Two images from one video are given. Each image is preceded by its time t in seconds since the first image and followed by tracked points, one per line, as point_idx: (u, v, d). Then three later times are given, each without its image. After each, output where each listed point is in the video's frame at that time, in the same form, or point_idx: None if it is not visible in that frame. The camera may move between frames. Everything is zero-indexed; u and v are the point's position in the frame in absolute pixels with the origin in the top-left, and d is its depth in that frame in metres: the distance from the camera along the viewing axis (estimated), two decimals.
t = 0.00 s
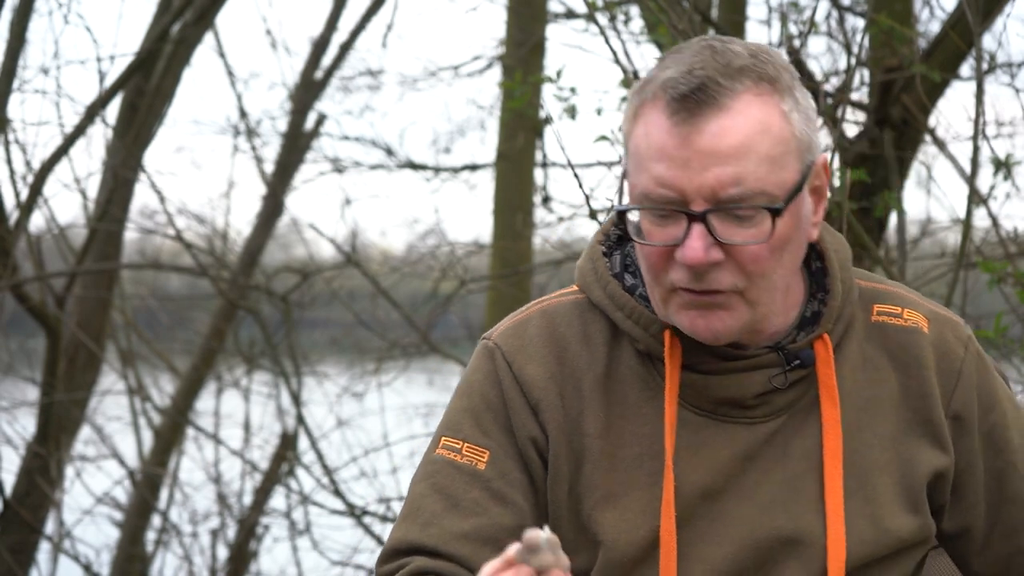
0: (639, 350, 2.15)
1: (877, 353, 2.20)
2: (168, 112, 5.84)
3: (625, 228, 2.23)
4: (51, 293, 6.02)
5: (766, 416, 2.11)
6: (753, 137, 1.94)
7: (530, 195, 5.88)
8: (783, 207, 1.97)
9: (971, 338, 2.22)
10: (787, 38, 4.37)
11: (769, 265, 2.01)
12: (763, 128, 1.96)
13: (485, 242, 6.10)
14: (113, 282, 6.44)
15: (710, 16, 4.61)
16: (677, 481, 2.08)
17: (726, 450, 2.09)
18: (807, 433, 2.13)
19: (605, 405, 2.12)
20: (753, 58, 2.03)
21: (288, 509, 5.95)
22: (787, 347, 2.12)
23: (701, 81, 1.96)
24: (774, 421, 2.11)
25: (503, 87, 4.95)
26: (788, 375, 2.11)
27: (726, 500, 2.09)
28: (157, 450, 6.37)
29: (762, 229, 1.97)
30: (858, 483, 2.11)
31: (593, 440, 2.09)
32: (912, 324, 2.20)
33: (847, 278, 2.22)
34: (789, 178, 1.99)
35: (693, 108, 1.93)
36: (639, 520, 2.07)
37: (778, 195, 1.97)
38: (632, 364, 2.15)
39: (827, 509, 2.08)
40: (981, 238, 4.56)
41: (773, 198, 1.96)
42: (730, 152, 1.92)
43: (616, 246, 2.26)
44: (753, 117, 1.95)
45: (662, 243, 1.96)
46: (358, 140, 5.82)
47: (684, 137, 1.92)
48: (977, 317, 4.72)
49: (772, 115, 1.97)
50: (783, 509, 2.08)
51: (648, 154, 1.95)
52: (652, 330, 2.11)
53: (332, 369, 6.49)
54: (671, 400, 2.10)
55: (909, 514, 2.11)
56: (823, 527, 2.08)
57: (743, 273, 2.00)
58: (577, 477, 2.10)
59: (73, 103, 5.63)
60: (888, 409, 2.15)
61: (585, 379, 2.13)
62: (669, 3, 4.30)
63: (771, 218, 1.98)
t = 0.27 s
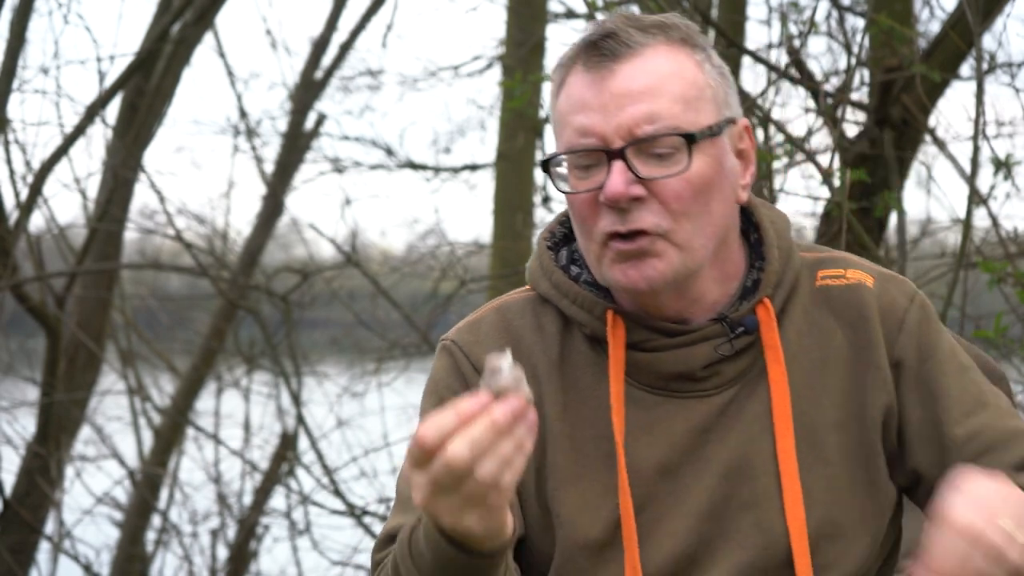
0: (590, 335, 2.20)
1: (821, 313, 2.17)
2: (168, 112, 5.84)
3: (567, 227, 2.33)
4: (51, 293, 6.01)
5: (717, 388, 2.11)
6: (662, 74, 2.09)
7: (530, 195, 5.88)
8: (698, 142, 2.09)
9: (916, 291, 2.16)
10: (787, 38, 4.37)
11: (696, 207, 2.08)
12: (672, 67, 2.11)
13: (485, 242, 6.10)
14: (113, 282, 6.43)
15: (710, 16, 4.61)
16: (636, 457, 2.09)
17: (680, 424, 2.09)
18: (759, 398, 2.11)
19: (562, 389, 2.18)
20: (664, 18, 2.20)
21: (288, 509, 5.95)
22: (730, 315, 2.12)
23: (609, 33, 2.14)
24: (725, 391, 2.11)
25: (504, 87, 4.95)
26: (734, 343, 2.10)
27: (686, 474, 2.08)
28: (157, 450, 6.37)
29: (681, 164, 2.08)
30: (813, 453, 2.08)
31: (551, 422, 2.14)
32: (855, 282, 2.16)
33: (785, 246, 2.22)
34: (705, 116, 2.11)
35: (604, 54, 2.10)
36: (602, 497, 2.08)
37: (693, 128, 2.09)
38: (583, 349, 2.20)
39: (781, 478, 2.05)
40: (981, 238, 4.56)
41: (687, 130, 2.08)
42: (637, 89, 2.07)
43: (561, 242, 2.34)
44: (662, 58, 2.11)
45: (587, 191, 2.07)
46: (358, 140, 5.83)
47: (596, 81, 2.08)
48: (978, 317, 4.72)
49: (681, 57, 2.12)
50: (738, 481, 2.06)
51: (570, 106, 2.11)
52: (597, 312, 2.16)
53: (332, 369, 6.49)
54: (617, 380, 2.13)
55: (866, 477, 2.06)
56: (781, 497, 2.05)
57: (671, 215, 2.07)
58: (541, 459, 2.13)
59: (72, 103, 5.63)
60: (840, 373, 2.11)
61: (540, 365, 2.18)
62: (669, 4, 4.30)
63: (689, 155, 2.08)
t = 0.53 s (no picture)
0: (546, 346, 2.22)
1: (764, 295, 2.11)
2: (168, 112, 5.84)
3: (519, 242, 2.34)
4: (51, 293, 6.01)
5: (678, 384, 2.09)
6: (578, 68, 2.09)
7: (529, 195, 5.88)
8: (615, 127, 2.06)
9: (849, 256, 2.04)
10: (787, 38, 4.37)
11: (619, 194, 2.04)
12: (589, 61, 2.11)
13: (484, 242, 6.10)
14: (113, 282, 6.43)
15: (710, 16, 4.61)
16: (603, 465, 2.08)
17: (642, 428, 2.08)
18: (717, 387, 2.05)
19: (526, 402, 2.20)
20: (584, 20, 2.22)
21: (288, 509, 5.95)
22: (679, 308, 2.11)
23: (524, 31, 2.16)
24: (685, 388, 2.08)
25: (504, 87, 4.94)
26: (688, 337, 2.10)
27: (654, 476, 2.05)
28: (157, 450, 6.36)
29: (602, 150, 2.05)
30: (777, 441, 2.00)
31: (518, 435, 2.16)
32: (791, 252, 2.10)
33: (728, 232, 2.18)
34: (625, 105, 2.09)
35: (521, 56, 2.12)
36: (576, 510, 2.08)
37: (610, 112, 2.07)
38: (544, 362, 2.22)
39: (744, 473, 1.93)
40: (981, 238, 4.56)
41: (603, 116, 2.06)
42: (551, 82, 2.07)
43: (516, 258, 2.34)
44: (579, 52, 2.11)
45: (515, 188, 2.07)
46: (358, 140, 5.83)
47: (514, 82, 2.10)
48: (977, 317, 4.72)
49: (598, 52, 2.13)
50: (702, 477, 2.01)
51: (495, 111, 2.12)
52: (547, 321, 2.19)
53: (332, 369, 6.49)
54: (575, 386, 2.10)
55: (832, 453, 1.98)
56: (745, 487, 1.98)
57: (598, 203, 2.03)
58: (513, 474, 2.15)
59: (73, 103, 5.62)
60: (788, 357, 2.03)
61: (504, 380, 2.22)
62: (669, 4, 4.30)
63: (610, 140, 2.05)
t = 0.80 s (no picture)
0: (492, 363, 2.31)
1: (700, 297, 2.13)
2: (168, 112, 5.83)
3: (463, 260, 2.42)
4: (51, 293, 6.00)
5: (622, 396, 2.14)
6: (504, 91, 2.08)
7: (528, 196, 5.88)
8: (548, 150, 2.06)
9: (779, 249, 2.05)
10: (787, 38, 4.37)
11: (556, 219, 2.05)
12: (515, 82, 2.10)
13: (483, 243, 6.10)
14: (113, 282, 6.42)
15: (711, 15, 4.61)
16: (557, 480, 2.15)
17: (593, 441, 2.14)
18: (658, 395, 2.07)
19: (475, 417, 2.30)
20: (508, 36, 2.21)
21: (288, 509, 5.95)
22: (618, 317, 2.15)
23: (447, 56, 2.14)
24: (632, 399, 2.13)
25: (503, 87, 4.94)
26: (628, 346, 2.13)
27: (608, 489, 2.12)
28: (157, 450, 6.35)
29: (534, 175, 2.04)
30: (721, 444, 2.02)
31: (473, 451, 2.27)
32: (724, 251, 2.13)
33: (665, 235, 2.21)
34: (556, 124, 2.08)
35: (445, 82, 2.10)
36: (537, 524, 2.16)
37: (540, 136, 2.06)
38: (492, 378, 2.31)
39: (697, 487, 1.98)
40: (982, 238, 4.56)
41: (533, 140, 2.05)
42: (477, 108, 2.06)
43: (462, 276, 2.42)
44: (504, 74, 2.10)
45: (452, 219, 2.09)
46: (358, 139, 5.83)
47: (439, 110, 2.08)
48: (978, 317, 4.72)
49: (523, 71, 2.12)
50: (654, 489, 2.06)
51: (425, 139, 2.11)
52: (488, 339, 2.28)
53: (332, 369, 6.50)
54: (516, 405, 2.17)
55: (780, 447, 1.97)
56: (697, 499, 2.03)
57: (535, 229, 2.04)
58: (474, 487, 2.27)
59: (73, 103, 5.61)
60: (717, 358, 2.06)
61: (453, 397, 2.32)
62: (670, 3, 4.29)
63: (542, 164, 2.05)
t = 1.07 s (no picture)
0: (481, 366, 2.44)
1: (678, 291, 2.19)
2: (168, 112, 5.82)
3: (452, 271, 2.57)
4: (51, 293, 5.99)
5: (611, 396, 2.25)
6: (478, 98, 2.22)
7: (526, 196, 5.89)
8: (525, 155, 2.21)
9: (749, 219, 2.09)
10: (787, 38, 4.36)
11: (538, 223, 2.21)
12: (487, 90, 2.25)
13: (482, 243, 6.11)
14: (113, 282, 6.41)
15: (712, 16, 4.61)
16: (549, 481, 2.26)
17: (583, 441, 2.25)
18: (645, 396, 2.20)
19: (467, 419, 2.41)
20: (477, 46, 2.37)
21: (288, 509, 5.95)
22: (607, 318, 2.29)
23: (420, 67, 2.28)
24: (620, 398, 2.24)
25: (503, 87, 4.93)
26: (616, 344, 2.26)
27: (597, 489, 2.22)
28: (157, 450, 6.34)
29: (514, 178, 2.21)
30: (708, 444, 2.15)
31: (464, 454, 2.37)
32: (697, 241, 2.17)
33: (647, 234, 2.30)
34: (531, 128, 2.24)
35: (419, 92, 2.24)
36: (530, 523, 2.26)
37: (516, 140, 2.21)
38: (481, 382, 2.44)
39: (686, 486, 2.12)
40: (982, 238, 4.55)
41: (510, 145, 2.20)
42: (452, 115, 2.19)
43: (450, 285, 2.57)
44: (477, 82, 2.25)
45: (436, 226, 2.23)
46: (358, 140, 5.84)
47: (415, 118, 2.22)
48: (978, 317, 4.72)
49: (494, 79, 2.28)
50: (641, 486, 2.16)
51: (402, 148, 2.25)
52: (475, 343, 2.40)
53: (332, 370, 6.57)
54: (499, 401, 2.32)
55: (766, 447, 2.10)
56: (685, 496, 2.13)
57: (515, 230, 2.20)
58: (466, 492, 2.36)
59: (72, 102, 5.60)
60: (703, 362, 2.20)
61: (446, 399, 2.43)
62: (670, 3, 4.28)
63: (521, 167, 2.21)
